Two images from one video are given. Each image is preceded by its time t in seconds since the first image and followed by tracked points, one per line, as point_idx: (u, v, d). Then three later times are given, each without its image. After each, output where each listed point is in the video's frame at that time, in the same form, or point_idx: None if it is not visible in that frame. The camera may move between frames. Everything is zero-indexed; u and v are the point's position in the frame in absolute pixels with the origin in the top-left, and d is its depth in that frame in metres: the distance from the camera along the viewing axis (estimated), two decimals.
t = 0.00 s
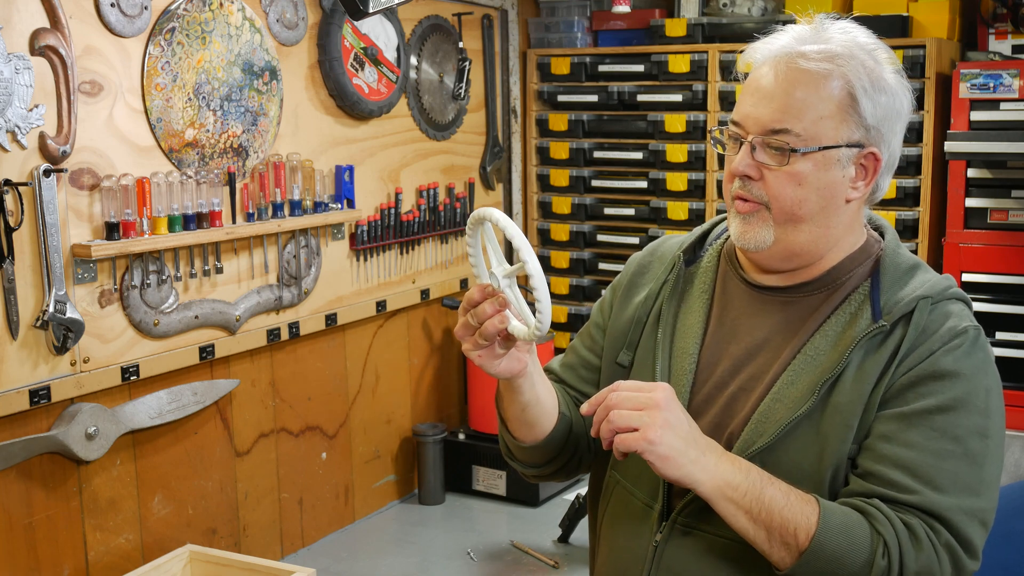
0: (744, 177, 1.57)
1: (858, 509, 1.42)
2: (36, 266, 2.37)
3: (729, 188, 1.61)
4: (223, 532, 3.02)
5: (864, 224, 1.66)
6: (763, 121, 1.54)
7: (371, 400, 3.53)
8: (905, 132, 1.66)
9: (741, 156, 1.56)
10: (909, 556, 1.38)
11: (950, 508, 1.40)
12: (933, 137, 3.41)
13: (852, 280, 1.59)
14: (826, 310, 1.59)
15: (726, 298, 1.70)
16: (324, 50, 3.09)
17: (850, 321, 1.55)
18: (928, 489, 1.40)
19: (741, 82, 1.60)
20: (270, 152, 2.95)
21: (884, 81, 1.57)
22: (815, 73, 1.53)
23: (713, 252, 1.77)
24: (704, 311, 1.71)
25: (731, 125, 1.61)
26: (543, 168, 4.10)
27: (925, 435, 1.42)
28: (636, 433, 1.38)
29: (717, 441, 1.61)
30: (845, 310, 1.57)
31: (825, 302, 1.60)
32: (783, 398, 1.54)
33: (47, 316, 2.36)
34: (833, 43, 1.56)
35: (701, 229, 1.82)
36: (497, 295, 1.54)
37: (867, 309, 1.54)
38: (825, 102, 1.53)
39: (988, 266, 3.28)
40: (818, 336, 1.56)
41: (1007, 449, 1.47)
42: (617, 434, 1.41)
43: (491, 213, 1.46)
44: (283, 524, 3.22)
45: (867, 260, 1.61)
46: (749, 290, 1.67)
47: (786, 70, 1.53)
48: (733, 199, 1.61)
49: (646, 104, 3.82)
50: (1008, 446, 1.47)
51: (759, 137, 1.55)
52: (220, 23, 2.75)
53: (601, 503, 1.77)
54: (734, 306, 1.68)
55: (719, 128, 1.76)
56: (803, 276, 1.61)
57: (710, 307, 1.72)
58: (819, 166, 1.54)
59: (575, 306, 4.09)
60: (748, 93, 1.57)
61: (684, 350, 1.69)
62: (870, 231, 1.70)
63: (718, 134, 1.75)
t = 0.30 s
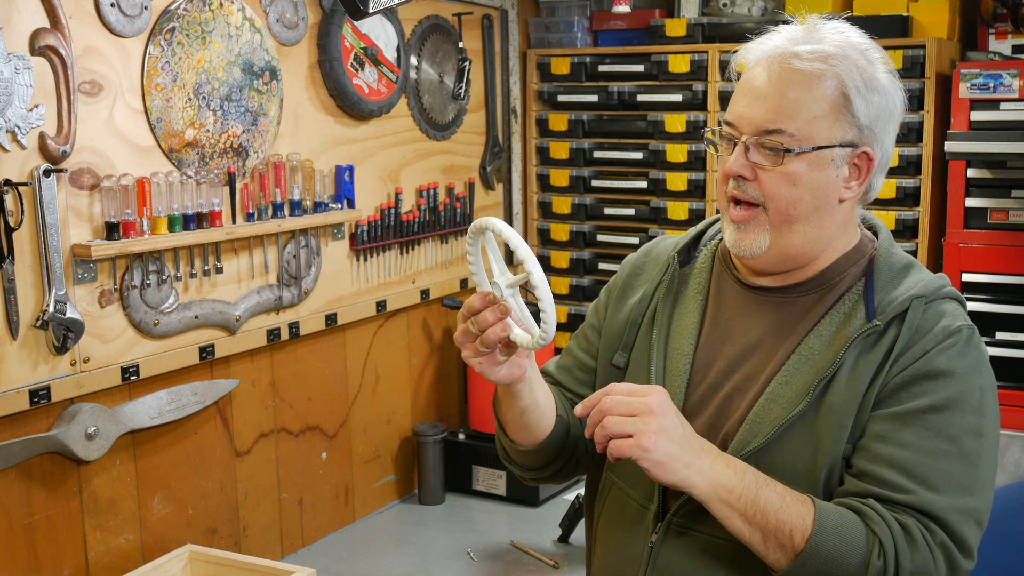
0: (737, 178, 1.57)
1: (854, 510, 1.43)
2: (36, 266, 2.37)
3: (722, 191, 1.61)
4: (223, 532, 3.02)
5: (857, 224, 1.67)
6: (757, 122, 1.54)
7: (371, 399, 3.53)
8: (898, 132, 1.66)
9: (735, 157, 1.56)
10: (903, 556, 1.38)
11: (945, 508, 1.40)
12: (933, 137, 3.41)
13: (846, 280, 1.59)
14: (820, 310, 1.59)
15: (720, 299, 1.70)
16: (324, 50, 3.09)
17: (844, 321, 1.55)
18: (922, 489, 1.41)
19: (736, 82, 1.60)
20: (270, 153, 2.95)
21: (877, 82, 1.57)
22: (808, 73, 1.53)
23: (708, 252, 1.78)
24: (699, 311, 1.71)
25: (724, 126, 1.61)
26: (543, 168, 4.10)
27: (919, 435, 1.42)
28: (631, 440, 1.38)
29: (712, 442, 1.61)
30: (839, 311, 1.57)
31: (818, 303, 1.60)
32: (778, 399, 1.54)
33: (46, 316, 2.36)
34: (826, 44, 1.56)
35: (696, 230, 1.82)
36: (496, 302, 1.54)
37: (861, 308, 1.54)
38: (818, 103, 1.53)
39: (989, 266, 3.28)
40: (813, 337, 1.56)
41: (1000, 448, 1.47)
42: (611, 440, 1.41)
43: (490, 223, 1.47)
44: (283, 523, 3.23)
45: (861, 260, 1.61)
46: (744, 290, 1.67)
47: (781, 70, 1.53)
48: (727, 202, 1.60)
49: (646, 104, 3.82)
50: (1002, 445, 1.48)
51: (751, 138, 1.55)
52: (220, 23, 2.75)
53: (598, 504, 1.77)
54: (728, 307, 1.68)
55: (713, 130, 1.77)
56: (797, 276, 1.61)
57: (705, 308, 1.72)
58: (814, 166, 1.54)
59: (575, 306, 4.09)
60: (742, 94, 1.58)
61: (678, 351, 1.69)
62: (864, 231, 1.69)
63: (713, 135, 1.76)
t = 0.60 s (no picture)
0: (772, 176, 1.53)
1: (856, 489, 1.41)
2: (37, 266, 2.37)
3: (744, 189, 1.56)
4: (223, 532, 3.02)
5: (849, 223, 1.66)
6: (788, 116, 1.51)
7: (371, 400, 3.53)
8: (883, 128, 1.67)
9: (770, 155, 1.52)
10: (904, 534, 1.36)
11: (939, 499, 1.38)
12: (933, 137, 3.41)
13: (839, 280, 1.58)
14: (813, 310, 1.58)
15: (712, 299, 1.69)
16: (324, 50, 3.09)
17: (835, 321, 1.55)
18: (915, 481, 1.39)
19: (744, 81, 1.56)
20: (270, 152, 2.95)
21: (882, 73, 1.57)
22: (831, 69, 1.51)
23: (699, 252, 1.77)
24: (690, 312, 1.71)
25: (742, 123, 1.56)
26: (543, 168, 4.10)
27: (910, 430, 1.41)
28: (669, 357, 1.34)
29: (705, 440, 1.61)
30: (831, 311, 1.56)
31: (811, 303, 1.59)
32: (770, 398, 1.54)
33: (47, 316, 2.37)
34: (835, 37, 1.54)
35: (687, 229, 1.81)
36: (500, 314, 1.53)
37: (852, 309, 1.54)
38: (840, 96, 1.52)
39: (989, 266, 3.28)
40: (804, 336, 1.55)
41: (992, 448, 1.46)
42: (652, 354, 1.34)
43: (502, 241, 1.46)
44: (283, 523, 3.22)
45: (854, 259, 1.60)
46: (737, 291, 1.66)
47: (797, 67, 1.51)
48: (752, 200, 1.56)
49: (646, 104, 3.82)
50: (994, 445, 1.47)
51: (785, 135, 1.52)
52: (220, 23, 2.75)
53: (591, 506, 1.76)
54: (720, 308, 1.67)
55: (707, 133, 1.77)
56: (792, 276, 1.60)
57: (697, 307, 1.72)
58: (840, 161, 1.53)
59: (575, 306, 4.09)
60: (757, 91, 1.54)
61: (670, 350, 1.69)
62: (856, 231, 1.69)
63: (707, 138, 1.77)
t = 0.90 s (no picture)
0: (776, 163, 1.49)
1: (850, 503, 1.36)
2: (36, 266, 2.37)
3: (746, 179, 1.52)
4: (223, 532, 3.02)
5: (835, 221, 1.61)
6: (786, 103, 1.48)
7: (371, 400, 3.53)
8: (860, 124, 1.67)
9: (772, 142, 1.49)
10: (901, 551, 1.32)
11: (932, 504, 1.34)
12: (933, 137, 3.41)
13: (827, 279, 1.53)
14: (801, 309, 1.53)
15: (700, 300, 1.64)
16: (324, 50, 3.09)
17: (824, 320, 1.49)
18: (907, 484, 1.35)
19: (733, 75, 1.53)
20: (270, 152, 2.95)
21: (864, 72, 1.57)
22: (820, 61, 1.49)
23: (687, 252, 1.71)
24: (678, 311, 1.65)
25: (740, 113, 1.52)
26: (543, 168, 4.10)
27: (902, 431, 1.37)
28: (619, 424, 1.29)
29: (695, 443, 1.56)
30: (819, 311, 1.51)
31: (799, 302, 1.54)
32: (760, 398, 1.48)
33: (46, 316, 2.36)
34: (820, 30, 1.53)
35: (675, 229, 1.76)
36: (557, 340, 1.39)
37: (841, 308, 1.48)
38: (832, 86, 1.50)
39: (988, 266, 3.28)
40: (793, 335, 1.50)
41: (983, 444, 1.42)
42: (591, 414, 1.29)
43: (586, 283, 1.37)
44: (283, 524, 3.22)
45: (840, 258, 1.55)
46: (726, 291, 1.61)
47: (787, 56, 1.48)
48: (754, 189, 1.51)
49: (645, 104, 3.83)
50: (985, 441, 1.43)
51: (785, 123, 1.49)
52: (220, 23, 2.75)
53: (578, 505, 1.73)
54: (707, 308, 1.62)
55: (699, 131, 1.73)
56: (779, 274, 1.56)
57: (685, 308, 1.65)
58: (835, 150, 1.51)
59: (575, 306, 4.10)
60: (750, 82, 1.51)
61: (659, 352, 1.63)
62: (841, 229, 1.64)
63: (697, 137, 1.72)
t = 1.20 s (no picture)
0: (755, 165, 1.46)
1: (870, 526, 1.33)
2: (36, 266, 2.37)
3: (726, 182, 1.49)
4: (223, 532, 3.02)
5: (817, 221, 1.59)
6: (764, 104, 1.46)
7: (371, 400, 3.53)
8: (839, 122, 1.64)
9: (750, 144, 1.46)
10: (929, 569, 1.30)
11: (952, 516, 1.32)
12: (933, 137, 3.41)
13: (811, 280, 1.51)
14: (787, 310, 1.51)
15: (684, 301, 1.61)
16: (324, 50, 3.09)
17: (811, 324, 1.47)
18: (925, 499, 1.32)
19: (712, 76, 1.51)
20: (270, 152, 2.95)
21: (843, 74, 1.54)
22: (798, 60, 1.46)
23: (670, 252, 1.68)
24: (662, 311, 1.62)
25: (718, 116, 1.49)
26: (543, 168, 4.11)
27: (911, 445, 1.34)
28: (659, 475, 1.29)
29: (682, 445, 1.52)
30: (806, 313, 1.48)
31: (784, 303, 1.51)
32: (750, 402, 1.46)
33: (46, 316, 2.36)
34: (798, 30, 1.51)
35: (657, 229, 1.73)
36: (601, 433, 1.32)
37: (827, 310, 1.46)
38: (810, 87, 1.47)
39: (989, 266, 3.28)
40: (781, 338, 1.47)
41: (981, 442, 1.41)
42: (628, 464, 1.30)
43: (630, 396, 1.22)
44: (283, 524, 3.22)
45: (824, 259, 1.52)
46: (711, 293, 1.58)
47: (765, 58, 1.46)
48: (734, 191, 1.48)
49: (645, 104, 3.83)
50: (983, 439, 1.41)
51: (764, 125, 1.46)
52: (220, 23, 2.75)
53: (565, 502, 1.69)
54: (692, 309, 1.59)
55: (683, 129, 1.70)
56: (763, 274, 1.53)
57: (668, 309, 1.63)
58: (815, 150, 1.48)
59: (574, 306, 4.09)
60: (728, 83, 1.48)
61: (644, 355, 1.60)
62: (824, 228, 1.61)
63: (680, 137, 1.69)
